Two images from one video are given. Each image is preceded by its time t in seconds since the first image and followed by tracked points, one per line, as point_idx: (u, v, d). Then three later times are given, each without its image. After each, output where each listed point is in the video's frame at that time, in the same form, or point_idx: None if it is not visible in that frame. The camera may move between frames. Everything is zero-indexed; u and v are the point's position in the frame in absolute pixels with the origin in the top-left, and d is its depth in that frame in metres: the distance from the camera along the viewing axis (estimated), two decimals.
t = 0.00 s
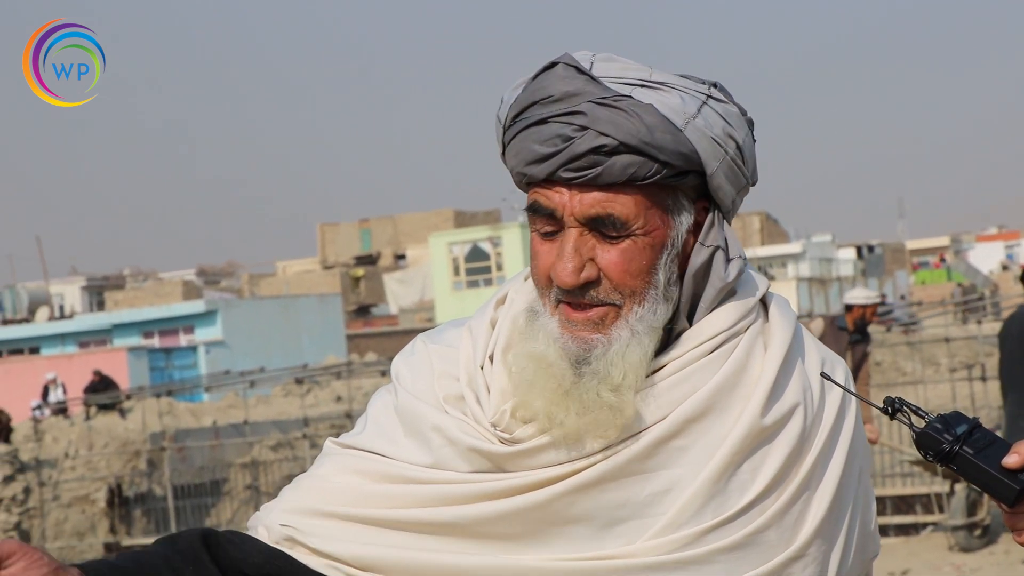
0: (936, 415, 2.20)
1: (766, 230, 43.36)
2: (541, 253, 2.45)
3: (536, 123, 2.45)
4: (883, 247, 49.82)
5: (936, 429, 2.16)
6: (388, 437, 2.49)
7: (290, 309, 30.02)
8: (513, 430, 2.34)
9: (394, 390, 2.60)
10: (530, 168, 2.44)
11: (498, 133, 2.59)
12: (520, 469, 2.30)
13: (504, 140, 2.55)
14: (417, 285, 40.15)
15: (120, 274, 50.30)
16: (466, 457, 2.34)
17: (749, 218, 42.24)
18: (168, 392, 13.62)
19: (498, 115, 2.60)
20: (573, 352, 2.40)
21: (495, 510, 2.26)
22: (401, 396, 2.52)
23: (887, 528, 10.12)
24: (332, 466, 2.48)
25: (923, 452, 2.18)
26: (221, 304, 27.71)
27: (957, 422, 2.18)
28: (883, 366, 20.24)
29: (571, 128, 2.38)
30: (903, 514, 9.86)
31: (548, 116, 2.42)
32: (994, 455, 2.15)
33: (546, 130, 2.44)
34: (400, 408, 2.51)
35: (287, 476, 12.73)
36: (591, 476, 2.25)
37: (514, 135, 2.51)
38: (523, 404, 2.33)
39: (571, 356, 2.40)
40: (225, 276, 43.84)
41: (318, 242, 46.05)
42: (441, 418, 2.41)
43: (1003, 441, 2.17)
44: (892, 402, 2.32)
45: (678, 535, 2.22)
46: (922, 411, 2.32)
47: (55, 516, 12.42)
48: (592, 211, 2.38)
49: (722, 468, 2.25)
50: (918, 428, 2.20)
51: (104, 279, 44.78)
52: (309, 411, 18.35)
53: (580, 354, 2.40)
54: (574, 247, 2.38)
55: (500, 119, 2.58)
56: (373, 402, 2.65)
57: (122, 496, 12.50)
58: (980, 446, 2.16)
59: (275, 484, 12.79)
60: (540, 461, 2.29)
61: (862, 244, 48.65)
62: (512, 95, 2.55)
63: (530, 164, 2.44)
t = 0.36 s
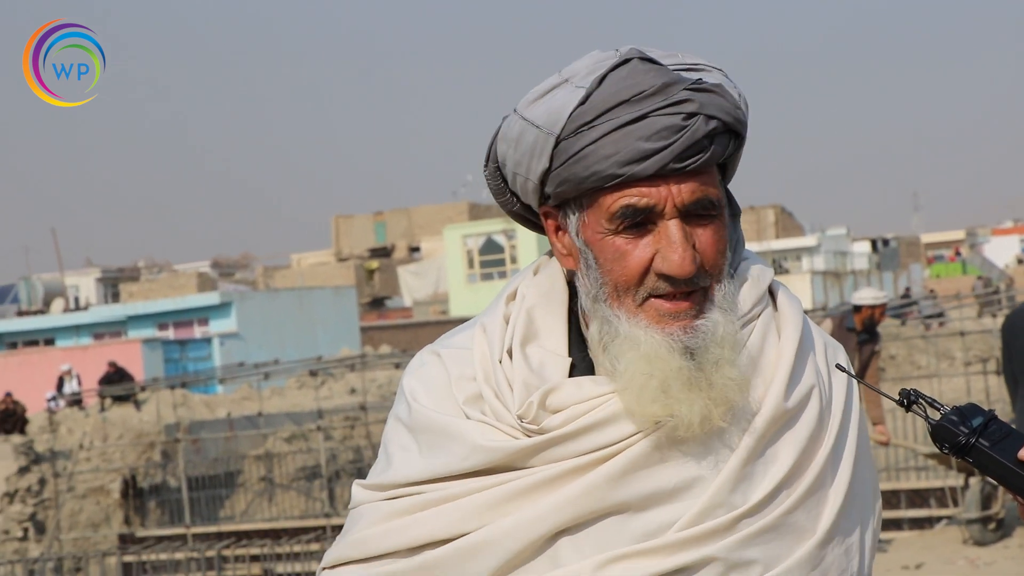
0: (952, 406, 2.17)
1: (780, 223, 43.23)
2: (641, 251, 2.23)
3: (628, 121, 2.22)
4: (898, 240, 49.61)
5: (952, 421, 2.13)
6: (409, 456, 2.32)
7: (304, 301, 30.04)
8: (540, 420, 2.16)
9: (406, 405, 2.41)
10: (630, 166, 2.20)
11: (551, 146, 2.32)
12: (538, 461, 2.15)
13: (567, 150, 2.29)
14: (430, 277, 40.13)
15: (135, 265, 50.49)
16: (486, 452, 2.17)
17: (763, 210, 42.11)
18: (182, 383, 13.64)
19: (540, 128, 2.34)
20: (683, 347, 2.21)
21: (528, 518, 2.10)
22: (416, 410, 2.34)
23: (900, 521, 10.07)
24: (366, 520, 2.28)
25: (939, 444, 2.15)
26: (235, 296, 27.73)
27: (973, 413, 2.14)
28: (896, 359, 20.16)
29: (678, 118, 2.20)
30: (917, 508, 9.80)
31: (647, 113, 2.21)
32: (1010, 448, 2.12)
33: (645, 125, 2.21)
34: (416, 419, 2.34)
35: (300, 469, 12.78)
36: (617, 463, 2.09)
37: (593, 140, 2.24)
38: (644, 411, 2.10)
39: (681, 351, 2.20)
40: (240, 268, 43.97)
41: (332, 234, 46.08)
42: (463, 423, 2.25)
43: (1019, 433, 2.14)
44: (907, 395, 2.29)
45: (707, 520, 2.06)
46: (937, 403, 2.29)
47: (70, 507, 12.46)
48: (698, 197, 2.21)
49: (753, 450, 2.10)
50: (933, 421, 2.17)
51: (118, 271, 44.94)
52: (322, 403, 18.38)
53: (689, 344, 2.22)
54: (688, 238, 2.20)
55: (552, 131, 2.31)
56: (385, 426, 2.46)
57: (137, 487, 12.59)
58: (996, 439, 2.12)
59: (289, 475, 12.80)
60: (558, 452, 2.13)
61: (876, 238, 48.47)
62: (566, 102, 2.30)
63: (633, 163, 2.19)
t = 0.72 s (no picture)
0: (937, 411, 2.17)
1: (768, 219, 43.23)
2: (665, 224, 2.17)
3: (646, 94, 2.16)
4: (885, 238, 49.74)
5: (937, 425, 2.13)
6: (404, 460, 2.21)
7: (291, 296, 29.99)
8: (543, 414, 2.07)
9: (395, 409, 2.30)
10: (653, 139, 2.15)
11: (568, 131, 2.22)
12: (538, 456, 2.06)
13: (587, 132, 2.20)
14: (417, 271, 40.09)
15: (122, 259, 50.37)
16: (484, 450, 2.08)
17: (751, 207, 42.16)
18: (168, 377, 13.60)
19: (552, 115, 2.23)
20: (712, 316, 2.16)
21: (534, 516, 2.00)
22: (410, 413, 2.23)
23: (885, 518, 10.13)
24: (357, 528, 2.19)
25: (924, 449, 2.16)
26: (222, 289, 27.65)
27: (958, 418, 2.15)
28: (882, 357, 20.20)
29: (689, 86, 2.17)
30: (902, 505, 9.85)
31: (663, 84, 2.17)
32: (994, 452, 2.11)
33: (662, 97, 2.16)
34: (411, 422, 2.22)
35: (284, 463, 12.78)
36: (627, 450, 1.99)
37: (611, 119, 2.17)
38: (686, 384, 2.02)
39: (711, 320, 2.15)
40: (226, 261, 43.85)
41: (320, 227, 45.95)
42: (458, 421, 2.15)
43: (1003, 435, 2.14)
44: (892, 397, 2.31)
45: (711, 506, 1.98)
46: (921, 406, 2.29)
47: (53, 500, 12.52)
48: (708, 165, 2.19)
49: (748, 426, 2.05)
50: (917, 425, 2.18)
51: (104, 264, 44.83)
52: (307, 398, 18.35)
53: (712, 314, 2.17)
54: (707, 204, 2.17)
55: (568, 115, 2.21)
56: (372, 433, 2.34)
57: (121, 482, 12.66)
58: (980, 443, 2.12)
59: (274, 469, 12.77)
60: (559, 445, 2.04)
61: (863, 235, 48.58)
62: (579, 87, 2.21)
63: (657, 133, 2.14)
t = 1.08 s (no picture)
0: (894, 416, 2.17)
1: (729, 222, 43.51)
2: (624, 215, 2.13)
3: (598, 86, 2.12)
4: (844, 241, 50.21)
5: (893, 431, 2.13)
6: (363, 467, 2.10)
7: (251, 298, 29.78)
8: (515, 414, 2.01)
9: (357, 416, 2.16)
10: (607, 130, 2.11)
11: (523, 130, 2.15)
12: (507, 457, 1.99)
13: (543, 128, 2.14)
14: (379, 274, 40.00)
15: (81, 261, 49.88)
16: (453, 453, 2.00)
17: (712, 210, 42.41)
18: (128, 381, 13.48)
19: (506, 114, 2.16)
20: (674, 305, 2.12)
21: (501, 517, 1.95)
22: (371, 420, 2.11)
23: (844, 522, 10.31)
24: (311, 538, 2.07)
25: (882, 454, 2.15)
26: (181, 293, 27.47)
27: (915, 424, 2.15)
28: (842, 361, 20.43)
29: (637, 77, 2.14)
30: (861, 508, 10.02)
31: (613, 75, 2.13)
32: (951, 458, 2.11)
33: (613, 89, 2.13)
34: (372, 429, 2.11)
35: (245, 467, 12.72)
36: (594, 447, 1.95)
37: (566, 112, 2.12)
38: (655, 373, 1.99)
39: (673, 308, 2.12)
40: (186, 264, 43.54)
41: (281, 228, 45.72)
42: (423, 427, 2.05)
43: (960, 441, 2.14)
44: (852, 404, 2.32)
45: (678, 497, 1.96)
46: (880, 412, 2.32)
47: (11, 505, 12.42)
48: (659, 155, 2.18)
49: (711, 413, 2.03)
50: (876, 430, 2.17)
51: (63, 267, 44.42)
52: (269, 402, 18.28)
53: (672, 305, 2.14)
54: (662, 192, 2.14)
55: (523, 112, 2.14)
56: (323, 442, 2.20)
57: (79, 486, 12.48)
58: (937, 449, 2.11)
59: (234, 473, 12.70)
60: (526, 445, 1.98)
61: (823, 239, 49.06)
62: (529, 84, 2.15)
63: (613, 124, 2.10)
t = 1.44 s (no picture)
0: (867, 426, 2.13)
1: (703, 233, 43.58)
2: (564, 224, 2.11)
3: (528, 97, 2.10)
4: (818, 251, 50.49)
5: (867, 439, 2.09)
6: (326, 511, 2.00)
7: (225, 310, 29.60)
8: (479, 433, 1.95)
9: (308, 456, 2.03)
10: (541, 141, 2.09)
11: (457, 148, 2.10)
12: (469, 480, 1.94)
13: (476, 145, 2.10)
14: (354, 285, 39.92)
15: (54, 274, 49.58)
16: (416, 485, 1.93)
17: (686, 221, 42.51)
18: (101, 393, 13.41)
19: (438, 134, 2.10)
20: (620, 309, 2.12)
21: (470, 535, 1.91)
22: (324, 462, 1.99)
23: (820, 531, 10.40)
24: None
25: (855, 463, 2.11)
26: (155, 305, 27.35)
27: (888, 432, 2.10)
28: (816, 371, 20.53)
29: (563, 84, 2.13)
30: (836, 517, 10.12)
31: (539, 86, 2.11)
32: (923, 466, 2.06)
33: (541, 99, 2.11)
34: (327, 470, 1.99)
35: (219, 479, 12.65)
36: (554, 461, 1.93)
37: (499, 125, 2.08)
38: (610, 382, 1.99)
39: (620, 313, 2.11)
40: (160, 276, 43.25)
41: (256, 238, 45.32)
42: (386, 460, 1.96)
43: (932, 450, 2.09)
44: (824, 414, 2.32)
45: (642, 503, 1.96)
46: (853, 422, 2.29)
47: None
48: (589, 161, 2.17)
49: (662, 420, 2.05)
50: (848, 441, 2.13)
51: (35, 281, 44.15)
52: (244, 415, 18.20)
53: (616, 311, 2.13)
54: (597, 199, 2.14)
55: (455, 130, 2.09)
56: (274, 488, 2.07)
57: (52, 499, 12.31)
58: (910, 457, 2.07)
59: (208, 486, 12.62)
60: (484, 467, 1.94)
61: (797, 249, 49.33)
62: (459, 101, 2.10)
63: (546, 133, 2.09)
